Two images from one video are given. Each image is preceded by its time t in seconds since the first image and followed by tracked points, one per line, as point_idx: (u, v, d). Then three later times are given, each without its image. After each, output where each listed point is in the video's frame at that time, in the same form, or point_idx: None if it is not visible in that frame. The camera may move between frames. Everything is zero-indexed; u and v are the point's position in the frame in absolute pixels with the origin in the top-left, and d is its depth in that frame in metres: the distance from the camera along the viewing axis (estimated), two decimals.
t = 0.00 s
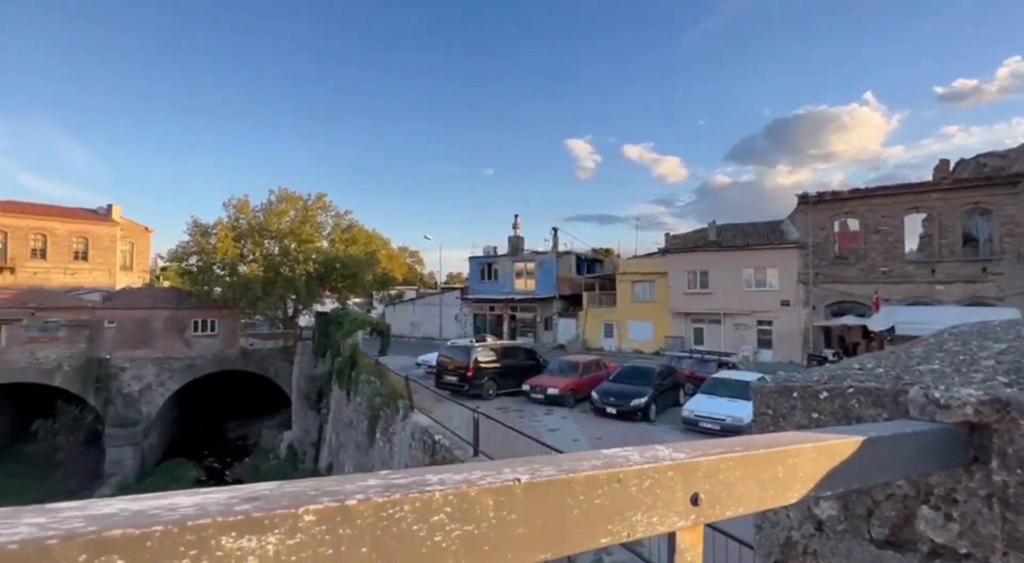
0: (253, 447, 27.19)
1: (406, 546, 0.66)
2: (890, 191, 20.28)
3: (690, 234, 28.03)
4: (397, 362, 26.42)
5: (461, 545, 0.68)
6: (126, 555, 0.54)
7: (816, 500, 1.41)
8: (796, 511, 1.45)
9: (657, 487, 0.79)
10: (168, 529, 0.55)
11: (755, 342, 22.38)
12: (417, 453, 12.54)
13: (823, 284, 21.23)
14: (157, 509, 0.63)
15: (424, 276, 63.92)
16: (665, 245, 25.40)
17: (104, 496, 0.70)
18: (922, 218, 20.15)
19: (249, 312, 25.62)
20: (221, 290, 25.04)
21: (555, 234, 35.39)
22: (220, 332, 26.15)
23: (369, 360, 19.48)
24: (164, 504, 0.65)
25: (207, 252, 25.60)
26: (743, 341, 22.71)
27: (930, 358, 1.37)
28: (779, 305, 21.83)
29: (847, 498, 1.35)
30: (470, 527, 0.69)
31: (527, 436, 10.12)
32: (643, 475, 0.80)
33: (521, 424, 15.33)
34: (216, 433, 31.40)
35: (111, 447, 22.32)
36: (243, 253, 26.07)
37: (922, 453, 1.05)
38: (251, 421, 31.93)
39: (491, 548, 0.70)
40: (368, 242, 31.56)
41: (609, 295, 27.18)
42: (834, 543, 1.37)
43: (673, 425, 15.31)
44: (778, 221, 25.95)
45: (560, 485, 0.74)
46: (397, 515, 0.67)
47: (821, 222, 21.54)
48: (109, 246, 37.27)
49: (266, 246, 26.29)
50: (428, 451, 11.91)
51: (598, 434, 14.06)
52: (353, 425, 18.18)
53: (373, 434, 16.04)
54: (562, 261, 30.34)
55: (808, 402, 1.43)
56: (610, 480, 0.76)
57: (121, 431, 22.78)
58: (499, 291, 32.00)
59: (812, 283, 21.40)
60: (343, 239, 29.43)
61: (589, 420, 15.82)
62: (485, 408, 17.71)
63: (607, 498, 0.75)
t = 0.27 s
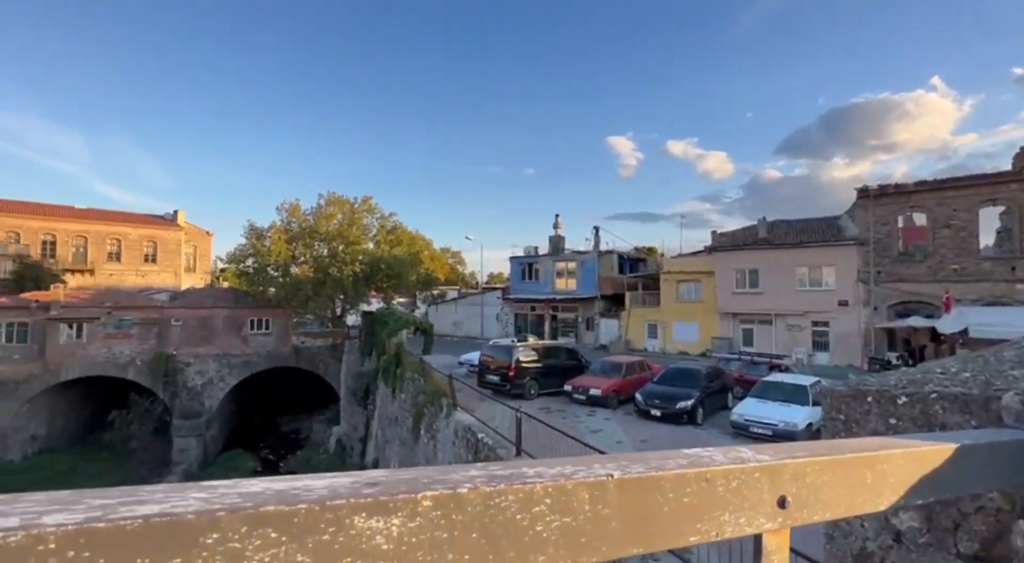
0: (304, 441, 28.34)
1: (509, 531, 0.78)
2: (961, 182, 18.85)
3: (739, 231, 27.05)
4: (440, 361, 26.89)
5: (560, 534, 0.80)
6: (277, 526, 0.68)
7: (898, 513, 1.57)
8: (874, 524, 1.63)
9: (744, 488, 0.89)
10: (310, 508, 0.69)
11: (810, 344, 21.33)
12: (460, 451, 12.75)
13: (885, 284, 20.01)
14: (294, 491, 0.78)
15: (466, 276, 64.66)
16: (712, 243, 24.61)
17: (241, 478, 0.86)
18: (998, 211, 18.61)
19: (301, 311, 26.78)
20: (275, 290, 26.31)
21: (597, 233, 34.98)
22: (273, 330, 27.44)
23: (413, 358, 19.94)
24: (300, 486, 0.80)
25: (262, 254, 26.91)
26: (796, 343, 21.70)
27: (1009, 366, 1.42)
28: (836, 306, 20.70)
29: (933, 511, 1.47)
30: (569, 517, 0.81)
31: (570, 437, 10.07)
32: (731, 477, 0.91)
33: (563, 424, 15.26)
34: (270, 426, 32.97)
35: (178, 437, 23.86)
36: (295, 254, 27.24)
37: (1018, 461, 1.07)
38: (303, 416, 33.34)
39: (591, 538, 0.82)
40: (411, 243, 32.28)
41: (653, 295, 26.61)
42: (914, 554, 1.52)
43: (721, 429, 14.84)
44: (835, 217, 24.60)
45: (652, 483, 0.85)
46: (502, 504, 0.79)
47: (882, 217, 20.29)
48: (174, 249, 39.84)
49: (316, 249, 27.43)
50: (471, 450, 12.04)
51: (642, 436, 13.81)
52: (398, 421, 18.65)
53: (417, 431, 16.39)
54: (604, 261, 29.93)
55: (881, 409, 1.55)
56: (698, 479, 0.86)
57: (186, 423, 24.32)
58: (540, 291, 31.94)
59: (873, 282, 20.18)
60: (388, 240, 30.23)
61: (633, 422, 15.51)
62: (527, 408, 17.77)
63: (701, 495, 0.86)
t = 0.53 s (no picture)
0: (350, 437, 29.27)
1: (596, 533, 0.86)
2: None
3: (788, 227, 25.93)
4: (479, 361, 27.15)
5: (645, 540, 0.88)
6: (386, 523, 0.77)
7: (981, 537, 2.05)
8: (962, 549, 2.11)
9: (828, 500, 0.97)
10: (414, 508, 0.78)
11: (866, 346, 20.20)
12: (500, 450, 12.82)
13: (952, 282, 18.67)
14: (393, 490, 0.89)
15: (504, 276, 64.92)
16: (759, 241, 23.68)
17: (336, 478, 0.96)
18: None
19: (346, 311, 27.66)
20: (321, 290, 27.30)
21: (637, 232, 34.37)
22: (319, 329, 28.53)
23: (453, 358, 20.23)
24: (398, 486, 0.91)
25: (309, 256, 27.97)
26: (851, 345, 20.59)
27: (1016, 375, 2.66)
28: (896, 305, 19.51)
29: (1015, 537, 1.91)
30: (653, 524, 0.89)
31: (612, 439, 9.93)
32: (814, 488, 0.98)
33: (604, 426, 15.09)
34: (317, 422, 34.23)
35: (234, 431, 25.10)
36: (340, 256, 28.16)
37: None
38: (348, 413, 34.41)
39: (672, 544, 0.89)
40: (450, 244, 32.75)
41: (695, 294, 25.89)
42: None
43: (769, 434, 14.26)
44: (894, 211, 23.17)
45: (732, 491, 0.94)
46: (589, 509, 0.88)
47: (948, 210, 18.95)
48: (228, 252, 41.99)
49: (359, 250, 28.27)
50: (511, 451, 12.08)
51: (685, 440, 13.45)
52: (439, 419, 18.96)
53: (457, 430, 16.60)
54: (644, 260, 29.32)
55: (963, 419, 2.54)
56: (780, 489, 0.95)
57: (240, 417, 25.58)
58: (579, 290, 31.66)
59: (937, 280, 18.87)
60: (428, 241, 30.78)
61: (676, 425, 15.15)
62: (566, 408, 17.68)
63: (782, 506, 0.95)
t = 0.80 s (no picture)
0: (390, 434, 29.96)
1: (681, 539, 0.93)
2: None
3: (837, 223, 24.73)
4: (515, 361, 27.23)
5: (732, 548, 0.95)
6: (482, 524, 0.86)
7: None
8: None
9: (926, 516, 1.02)
10: (507, 510, 0.86)
11: (926, 349, 19.03)
12: (537, 450, 12.80)
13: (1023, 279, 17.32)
14: (483, 491, 0.98)
15: (539, 276, 64.80)
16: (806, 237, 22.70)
17: (421, 479, 1.05)
18: None
19: (385, 311, 28.33)
20: (362, 291, 28.05)
21: (676, 230, 33.61)
22: (360, 329, 29.40)
23: (490, 357, 20.38)
24: (486, 488, 1.00)
25: (349, 258, 28.80)
26: (909, 347, 19.44)
27: None
28: (959, 305, 18.29)
29: None
30: (739, 534, 0.96)
31: (652, 441, 9.71)
32: (909, 502, 1.03)
33: (643, 428, 14.83)
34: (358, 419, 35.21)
35: (280, 426, 26.20)
36: (379, 257, 28.83)
37: None
38: (388, 411, 35.22)
39: (760, 552, 0.95)
40: (486, 245, 32.98)
41: (738, 294, 25.07)
42: None
43: (819, 439, 13.63)
44: (956, 204, 21.70)
45: (820, 502, 0.99)
46: (676, 515, 0.94)
47: (1019, 202, 17.60)
48: (273, 255, 43.75)
49: (397, 252, 28.90)
50: (548, 450, 12.07)
51: (728, 443, 13.07)
52: (476, 419, 19.11)
53: (495, 429, 16.68)
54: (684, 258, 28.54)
55: None
56: (873, 502, 1.00)
57: (286, 413, 26.61)
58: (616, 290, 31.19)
59: (1007, 278, 17.54)
60: (464, 241, 31.11)
61: (718, 428, 14.71)
62: (604, 409, 17.46)
63: (874, 518, 1.00)
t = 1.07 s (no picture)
0: (425, 433, 30.44)
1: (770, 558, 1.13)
2: None
3: (888, 219, 23.52)
4: (549, 362, 27.14)
5: None
6: (571, 540, 1.06)
7: None
8: None
9: None
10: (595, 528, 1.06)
11: (988, 351, 17.86)
12: (572, 452, 12.71)
13: None
14: (567, 507, 1.19)
15: (572, 276, 64.36)
16: (853, 234, 21.69)
17: (500, 497, 1.26)
18: None
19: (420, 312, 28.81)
20: (397, 292, 28.60)
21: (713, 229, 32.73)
22: (395, 329, 30.04)
23: (523, 358, 20.38)
24: (569, 504, 1.21)
25: (385, 260, 29.40)
26: (969, 350, 18.29)
27: None
28: None
29: None
30: (835, 556, 1.15)
31: (689, 446, 9.42)
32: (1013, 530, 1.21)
33: (679, 431, 14.55)
34: (394, 418, 35.92)
35: (320, 424, 26.97)
36: (413, 259, 29.31)
37: None
38: (423, 410, 35.76)
39: None
40: (519, 246, 33.00)
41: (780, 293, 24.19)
42: None
43: (870, 446, 12.98)
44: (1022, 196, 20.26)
45: (925, 521, 1.18)
46: (767, 537, 1.14)
47: None
48: (313, 258, 45.18)
49: (431, 253, 29.35)
50: (583, 452, 12.00)
51: (770, 449, 12.63)
52: (510, 419, 19.17)
53: (528, 430, 16.70)
54: (721, 257, 27.65)
55: None
56: (975, 526, 1.18)
57: (326, 411, 27.41)
58: (650, 291, 30.60)
59: None
60: (497, 243, 31.27)
61: (760, 432, 14.25)
62: (640, 412, 17.18)
63: (978, 544, 1.17)
